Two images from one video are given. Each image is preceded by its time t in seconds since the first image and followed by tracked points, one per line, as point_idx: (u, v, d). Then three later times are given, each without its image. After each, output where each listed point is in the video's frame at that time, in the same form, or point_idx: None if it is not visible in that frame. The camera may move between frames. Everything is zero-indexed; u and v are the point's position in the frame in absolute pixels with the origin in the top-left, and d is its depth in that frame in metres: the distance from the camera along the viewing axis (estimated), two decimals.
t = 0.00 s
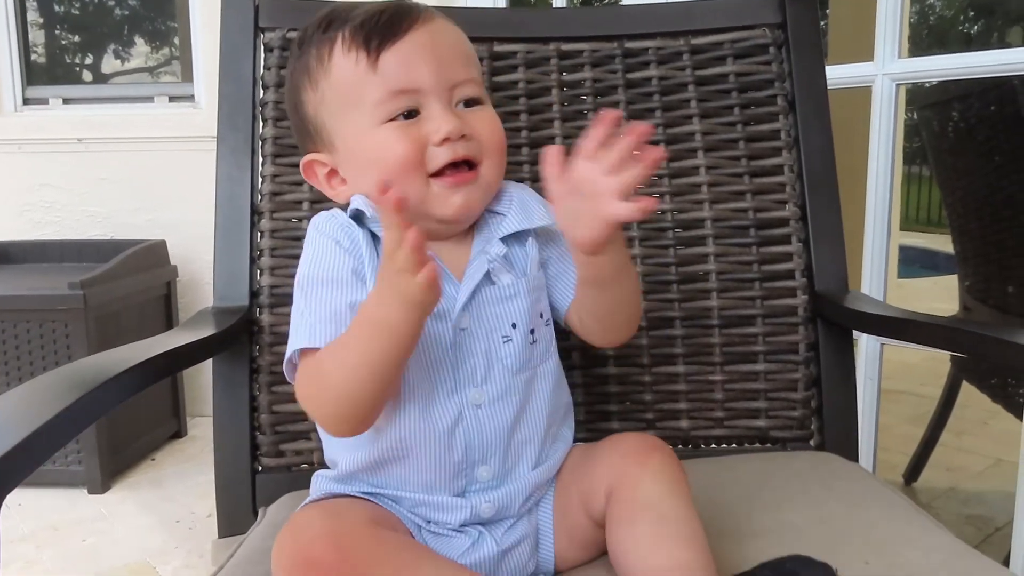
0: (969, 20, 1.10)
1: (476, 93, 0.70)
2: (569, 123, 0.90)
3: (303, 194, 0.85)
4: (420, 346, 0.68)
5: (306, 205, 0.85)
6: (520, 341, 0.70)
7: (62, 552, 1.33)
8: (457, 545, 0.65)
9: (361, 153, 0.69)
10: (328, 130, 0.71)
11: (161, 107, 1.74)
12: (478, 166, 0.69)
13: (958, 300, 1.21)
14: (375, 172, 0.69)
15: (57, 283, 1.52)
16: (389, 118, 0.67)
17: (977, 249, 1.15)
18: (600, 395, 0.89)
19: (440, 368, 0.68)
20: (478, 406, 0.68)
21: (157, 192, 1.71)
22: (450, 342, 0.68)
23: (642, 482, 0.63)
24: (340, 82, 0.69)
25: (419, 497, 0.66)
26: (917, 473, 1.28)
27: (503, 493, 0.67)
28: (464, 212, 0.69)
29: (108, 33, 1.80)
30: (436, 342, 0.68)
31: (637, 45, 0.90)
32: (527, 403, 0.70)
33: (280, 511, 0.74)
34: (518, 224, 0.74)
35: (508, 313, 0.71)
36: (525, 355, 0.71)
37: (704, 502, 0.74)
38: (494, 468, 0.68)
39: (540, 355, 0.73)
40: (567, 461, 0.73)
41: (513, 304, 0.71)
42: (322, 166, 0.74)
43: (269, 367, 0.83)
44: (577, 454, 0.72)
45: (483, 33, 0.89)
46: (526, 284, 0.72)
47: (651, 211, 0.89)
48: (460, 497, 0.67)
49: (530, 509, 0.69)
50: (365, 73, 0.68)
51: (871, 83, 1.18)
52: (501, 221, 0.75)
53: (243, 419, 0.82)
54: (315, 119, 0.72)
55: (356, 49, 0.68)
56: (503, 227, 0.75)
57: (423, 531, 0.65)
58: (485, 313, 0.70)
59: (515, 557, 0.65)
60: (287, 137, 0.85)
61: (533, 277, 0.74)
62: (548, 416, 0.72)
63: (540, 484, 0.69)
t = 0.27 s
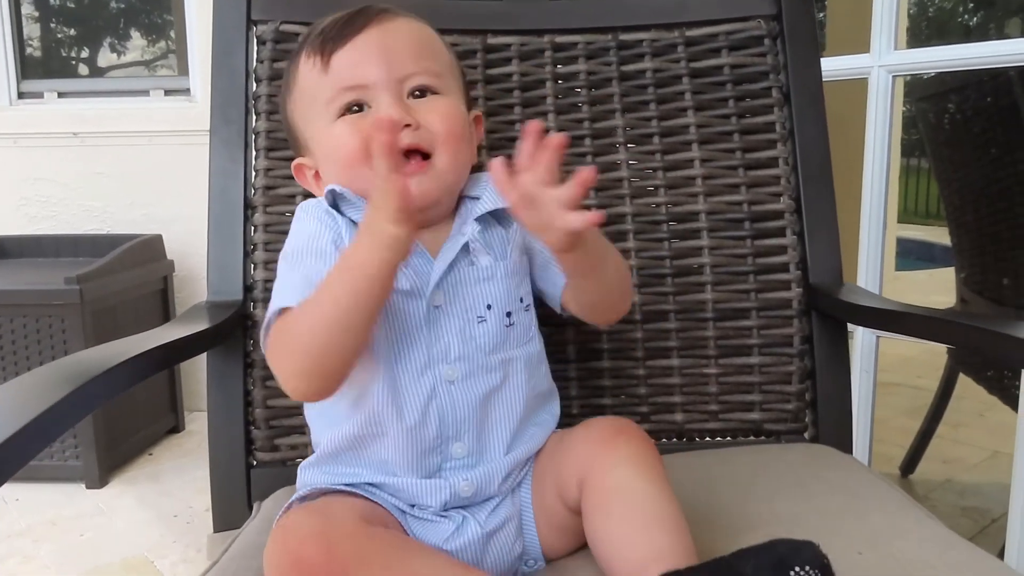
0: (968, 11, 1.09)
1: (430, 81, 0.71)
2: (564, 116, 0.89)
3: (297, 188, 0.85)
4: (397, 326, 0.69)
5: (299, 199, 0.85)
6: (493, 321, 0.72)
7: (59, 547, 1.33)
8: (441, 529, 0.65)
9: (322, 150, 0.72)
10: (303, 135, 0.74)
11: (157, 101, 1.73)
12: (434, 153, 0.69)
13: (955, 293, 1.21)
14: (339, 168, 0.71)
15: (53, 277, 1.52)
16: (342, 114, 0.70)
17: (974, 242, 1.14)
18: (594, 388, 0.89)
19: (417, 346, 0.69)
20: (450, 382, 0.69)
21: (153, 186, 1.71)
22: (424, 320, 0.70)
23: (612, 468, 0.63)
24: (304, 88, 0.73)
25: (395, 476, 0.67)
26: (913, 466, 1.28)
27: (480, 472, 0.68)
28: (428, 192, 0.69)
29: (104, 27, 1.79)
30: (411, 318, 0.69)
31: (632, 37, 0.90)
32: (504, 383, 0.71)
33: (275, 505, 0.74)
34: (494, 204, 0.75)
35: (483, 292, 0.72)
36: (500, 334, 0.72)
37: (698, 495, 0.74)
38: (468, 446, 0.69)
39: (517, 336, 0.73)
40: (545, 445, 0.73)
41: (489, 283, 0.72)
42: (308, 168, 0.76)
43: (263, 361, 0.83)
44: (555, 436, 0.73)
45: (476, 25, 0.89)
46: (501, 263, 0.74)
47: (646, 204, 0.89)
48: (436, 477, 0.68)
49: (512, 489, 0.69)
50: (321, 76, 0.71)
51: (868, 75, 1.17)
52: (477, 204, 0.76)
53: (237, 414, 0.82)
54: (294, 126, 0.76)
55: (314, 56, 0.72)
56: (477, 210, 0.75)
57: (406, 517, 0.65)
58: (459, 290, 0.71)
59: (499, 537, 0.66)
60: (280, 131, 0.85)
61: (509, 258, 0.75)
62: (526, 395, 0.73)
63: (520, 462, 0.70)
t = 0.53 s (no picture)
0: (967, 10, 1.09)
1: (446, 86, 0.73)
2: (561, 114, 0.89)
3: (293, 186, 0.84)
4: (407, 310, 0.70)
5: (296, 197, 0.84)
6: (503, 311, 0.73)
7: (56, 546, 1.33)
8: (442, 517, 0.65)
9: (336, 143, 0.75)
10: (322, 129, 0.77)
11: (154, 99, 1.73)
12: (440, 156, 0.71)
13: (954, 292, 1.20)
14: (349, 161, 0.73)
15: (50, 276, 1.52)
16: (359, 110, 0.72)
17: (972, 241, 1.14)
18: (591, 387, 0.88)
19: (428, 331, 0.70)
20: (459, 367, 0.70)
21: (150, 185, 1.70)
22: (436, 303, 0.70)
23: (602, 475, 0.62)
24: (328, 83, 0.75)
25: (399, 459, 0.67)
26: (912, 465, 1.28)
27: (483, 460, 0.68)
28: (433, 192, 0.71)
29: (102, 25, 1.79)
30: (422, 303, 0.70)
31: (629, 35, 0.89)
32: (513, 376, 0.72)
33: (272, 503, 0.73)
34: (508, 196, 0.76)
35: (495, 284, 0.73)
36: (508, 326, 0.73)
37: (694, 493, 0.74)
38: (472, 432, 0.69)
39: (524, 329, 0.75)
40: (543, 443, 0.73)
41: (501, 278, 0.74)
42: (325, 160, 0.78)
43: (260, 360, 0.83)
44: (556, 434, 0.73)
45: (473, 23, 0.88)
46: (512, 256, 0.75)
47: (642, 203, 0.89)
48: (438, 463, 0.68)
49: (510, 480, 0.70)
50: (344, 72, 0.73)
51: (865, 74, 1.17)
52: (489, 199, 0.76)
53: (233, 413, 0.82)
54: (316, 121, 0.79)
55: (340, 53, 0.74)
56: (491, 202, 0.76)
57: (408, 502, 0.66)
58: (470, 280, 0.72)
59: (499, 527, 0.66)
60: (277, 128, 0.85)
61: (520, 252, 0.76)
62: (530, 391, 0.74)
63: (520, 453, 0.71)
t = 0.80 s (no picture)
0: (966, 7, 1.08)
1: (455, 82, 0.72)
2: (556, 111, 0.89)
3: (288, 183, 0.84)
4: (411, 304, 0.70)
5: (290, 194, 0.84)
6: (509, 306, 0.73)
7: (53, 545, 1.33)
8: (444, 511, 0.66)
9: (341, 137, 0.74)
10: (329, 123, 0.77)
11: (152, 98, 1.73)
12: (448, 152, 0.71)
13: (952, 288, 1.21)
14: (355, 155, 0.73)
15: (47, 275, 1.52)
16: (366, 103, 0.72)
17: (968, 237, 1.15)
18: (587, 384, 0.88)
19: (432, 324, 0.70)
20: (463, 360, 0.70)
21: (147, 183, 1.70)
22: (441, 298, 0.71)
23: (607, 472, 0.62)
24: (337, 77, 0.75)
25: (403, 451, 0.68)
26: (909, 462, 1.28)
27: (487, 455, 0.69)
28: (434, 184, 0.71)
29: (100, 24, 1.78)
30: (427, 296, 0.71)
31: (624, 32, 0.89)
32: (519, 369, 0.72)
33: (266, 502, 0.73)
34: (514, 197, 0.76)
35: (499, 276, 0.73)
36: (514, 319, 0.73)
37: (689, 493, 0.74)
38: (476, 425, 0.70)
39: (531, 324, 0.75)
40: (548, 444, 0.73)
41: (509, 268, 0.73)
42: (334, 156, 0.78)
43: (255, 358, 0.83)
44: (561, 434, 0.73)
45: (468, 20, 0.88)
46: (520, 250, 0.75)
47: (638, 200, 0.89)
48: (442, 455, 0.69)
49: (511, 481, 0.70)
50: (353, 66, 0.73)
51: (862, 70, 1.17)
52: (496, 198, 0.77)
53: (228, 411, 0.82)
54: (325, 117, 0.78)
55: (351, 47, 0.74)
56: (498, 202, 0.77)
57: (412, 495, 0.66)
58: (476, 272, 0.72)
59: (499, 526, 0.66)
60: (271, 126, 0.85)
61: (528, 246, 0.76)
62: (536, 384, 0.74)
63: (525, 453, 0.71)
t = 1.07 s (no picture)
0: (965, 5, 1.08)
1: (455, 84, 0.72)
2: (554, 109, 0.89)
3: (286, 182, 0.84)
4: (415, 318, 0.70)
5: (289, 192, 0.84)
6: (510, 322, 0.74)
7: (52, 543, 1.33)
8: (440, 516, 0.66)
9: (343, 137, 0.74)
10: (331, 119, 0.76)
11: (151, 96, 1.73)
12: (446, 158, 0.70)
13: (951, 287, 1.20)
14: (354, 156, 0.73)
15: (46, 273, 1.52)
16: (366, 105, 0.71)
17: (966, 237, 1.15)
18: (586, 382, 0.89)
19: (437, 341, 0.70)
20: (467, 377, 0.70)
21: (146, 181, 1.70)
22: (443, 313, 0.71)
23: (614, 473, 0.63)
24: (338, 74, 0.75)
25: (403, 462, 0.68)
26: (907, 460, 1.29)
27: (487, 463, 0.69)
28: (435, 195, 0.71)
29: (99, 21, 1.78)
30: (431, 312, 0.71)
31: (622, 31, 0.89)
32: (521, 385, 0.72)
33: (264, 499, 0.74)
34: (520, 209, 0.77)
35: (499, 295, 0.74)
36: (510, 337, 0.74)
37: (686, 491, 0.74)
38: (477, 441, 0.70)
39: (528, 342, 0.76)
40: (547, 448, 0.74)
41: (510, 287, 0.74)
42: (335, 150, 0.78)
43: (253, 356, 0.83)
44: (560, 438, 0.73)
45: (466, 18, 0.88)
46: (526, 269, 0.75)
47: (636, 199, 0.89)
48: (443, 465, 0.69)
49: (509, 484, 0.70)
50: (353, 64, 0.73)
51: (860, 69, 1.18)
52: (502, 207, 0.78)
53: (227, 409, 0.82)
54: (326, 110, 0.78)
55: (351, 43, 0.73)
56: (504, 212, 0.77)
57: (408, 499, 0.67)
58: (478, 288, 0.73)
59: (496, 528, 0.67)
60: (270, 125, 0.85)
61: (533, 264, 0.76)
62: (535, 401, 0.74)
63: (524, 458, 0.71)
